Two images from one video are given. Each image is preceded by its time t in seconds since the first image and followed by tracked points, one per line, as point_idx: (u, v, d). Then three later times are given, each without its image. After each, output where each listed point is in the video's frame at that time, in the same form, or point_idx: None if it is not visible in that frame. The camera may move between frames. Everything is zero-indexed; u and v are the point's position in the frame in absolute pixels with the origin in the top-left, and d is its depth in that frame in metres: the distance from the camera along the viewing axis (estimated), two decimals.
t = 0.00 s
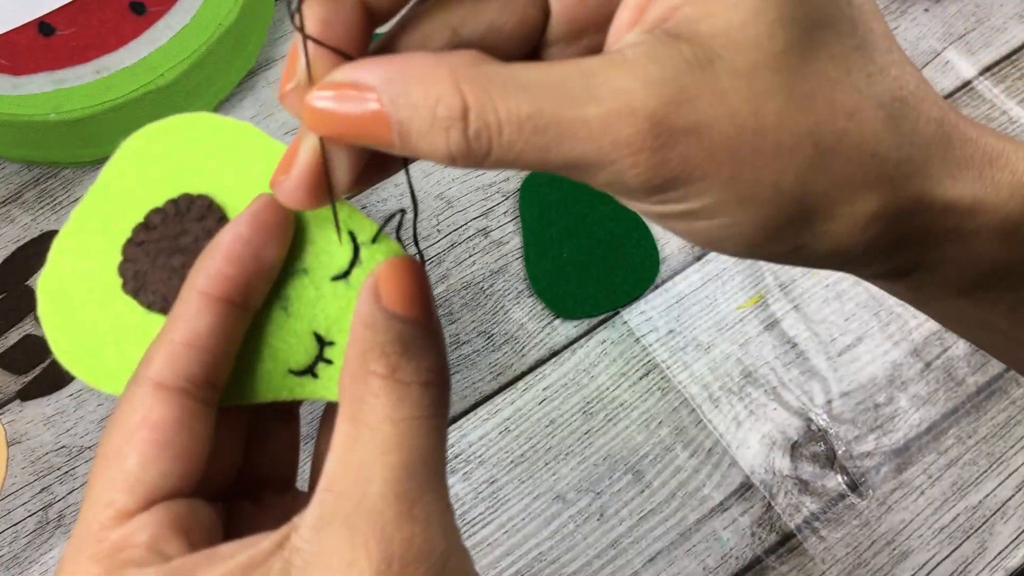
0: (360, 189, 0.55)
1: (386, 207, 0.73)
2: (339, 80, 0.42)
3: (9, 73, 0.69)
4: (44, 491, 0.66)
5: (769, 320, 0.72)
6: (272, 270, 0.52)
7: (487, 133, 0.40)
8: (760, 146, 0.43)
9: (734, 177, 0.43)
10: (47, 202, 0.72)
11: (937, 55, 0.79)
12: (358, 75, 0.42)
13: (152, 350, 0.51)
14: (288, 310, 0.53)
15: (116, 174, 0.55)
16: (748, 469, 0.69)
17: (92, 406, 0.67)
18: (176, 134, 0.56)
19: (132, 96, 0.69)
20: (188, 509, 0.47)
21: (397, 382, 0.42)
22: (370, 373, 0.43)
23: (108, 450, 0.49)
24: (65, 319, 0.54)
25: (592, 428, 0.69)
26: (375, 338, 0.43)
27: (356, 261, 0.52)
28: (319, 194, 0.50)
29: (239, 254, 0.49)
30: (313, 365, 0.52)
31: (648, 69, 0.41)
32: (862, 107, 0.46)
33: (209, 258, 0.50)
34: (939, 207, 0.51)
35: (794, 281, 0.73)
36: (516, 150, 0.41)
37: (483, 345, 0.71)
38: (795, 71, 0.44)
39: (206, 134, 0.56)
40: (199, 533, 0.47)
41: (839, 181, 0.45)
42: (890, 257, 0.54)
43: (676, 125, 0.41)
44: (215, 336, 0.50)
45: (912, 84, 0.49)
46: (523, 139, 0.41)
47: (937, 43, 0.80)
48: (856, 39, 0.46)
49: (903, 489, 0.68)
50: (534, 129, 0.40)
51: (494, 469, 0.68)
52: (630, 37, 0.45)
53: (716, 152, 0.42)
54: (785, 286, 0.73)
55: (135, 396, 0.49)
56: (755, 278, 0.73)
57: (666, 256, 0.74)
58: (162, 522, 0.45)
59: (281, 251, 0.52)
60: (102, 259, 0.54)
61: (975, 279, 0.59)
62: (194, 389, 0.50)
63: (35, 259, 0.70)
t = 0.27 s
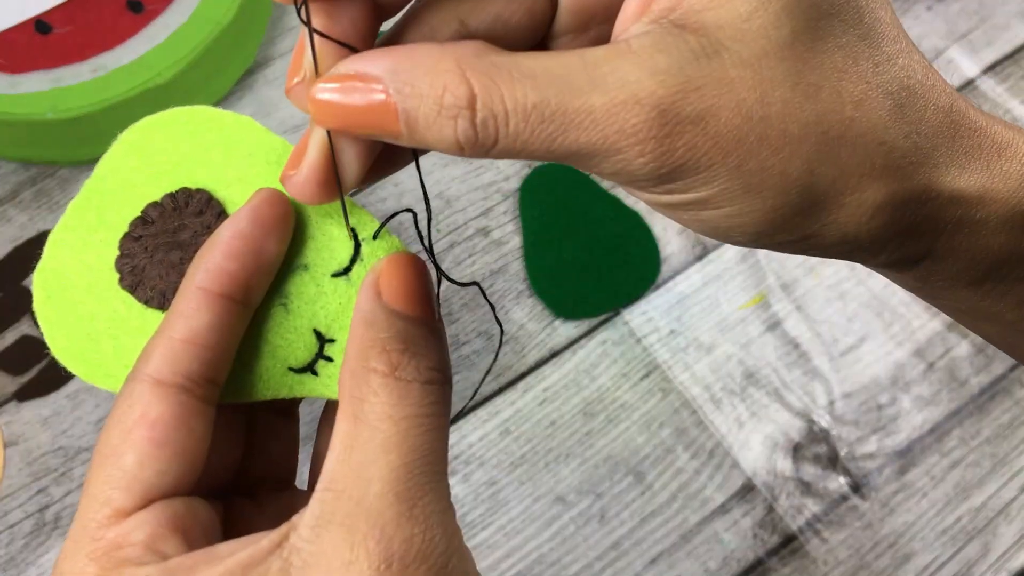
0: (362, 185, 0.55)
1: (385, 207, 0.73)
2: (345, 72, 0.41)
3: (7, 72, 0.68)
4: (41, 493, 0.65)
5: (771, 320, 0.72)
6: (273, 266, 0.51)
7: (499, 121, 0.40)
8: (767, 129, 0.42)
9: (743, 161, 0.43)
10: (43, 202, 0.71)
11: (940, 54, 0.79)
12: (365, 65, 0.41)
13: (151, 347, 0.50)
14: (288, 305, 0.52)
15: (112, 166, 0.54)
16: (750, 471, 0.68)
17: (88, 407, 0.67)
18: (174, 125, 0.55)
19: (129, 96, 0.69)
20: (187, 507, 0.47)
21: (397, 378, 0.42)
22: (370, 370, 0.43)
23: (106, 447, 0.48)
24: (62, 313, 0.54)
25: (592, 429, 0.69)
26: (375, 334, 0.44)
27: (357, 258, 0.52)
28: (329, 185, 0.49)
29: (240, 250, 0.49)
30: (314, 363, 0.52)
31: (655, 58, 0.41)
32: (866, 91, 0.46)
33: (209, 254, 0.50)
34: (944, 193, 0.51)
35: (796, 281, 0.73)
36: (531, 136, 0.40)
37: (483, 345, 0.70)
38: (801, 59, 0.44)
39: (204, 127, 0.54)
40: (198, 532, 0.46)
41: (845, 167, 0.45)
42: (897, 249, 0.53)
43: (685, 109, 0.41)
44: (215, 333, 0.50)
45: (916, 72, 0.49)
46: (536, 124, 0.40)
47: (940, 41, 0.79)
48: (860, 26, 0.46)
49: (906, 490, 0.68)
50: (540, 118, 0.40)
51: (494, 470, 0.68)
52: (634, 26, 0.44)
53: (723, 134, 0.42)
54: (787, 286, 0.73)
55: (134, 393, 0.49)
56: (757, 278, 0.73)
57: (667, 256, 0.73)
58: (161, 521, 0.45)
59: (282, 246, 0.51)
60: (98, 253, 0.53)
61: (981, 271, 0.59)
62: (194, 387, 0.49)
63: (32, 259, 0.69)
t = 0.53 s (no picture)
0: (371, 190, 0.54)
1: (385, 207, 0.73)
2: (350, 78, 0.41)
3: (6, 71, 0.68)
4: (40, 493, 0.65)
5: (772, 320, 0.72)
6: (273, 271, 0.51)
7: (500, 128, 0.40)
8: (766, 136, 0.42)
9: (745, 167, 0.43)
10: (42, 201, 0.71)
11: (941, 53, 0.79)
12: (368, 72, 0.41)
13: (151, 353, 0.50)
14: (288, 310, 0.52)
15: (113, 170, 0.54)
16: (750, 471, 0.68)
17: (87, 407, 0.67)
18: (175, 129, 0.54)
19: (128, 95, 0.68)
20: (188, 513, 0.47)
21: (399, 385, 0.42)
22: (372, 376, 0.43)
23: (105, 454, 0.47)
24: (63, 318, 0.53)
25: (592, 429, 0.69)
26: (378, 341, 0.43)
27: (359, 263, 0.52)
28: (339, 193, 0.49)
29: (241, 255, 0.49)
30: (315, 368, 0.52)
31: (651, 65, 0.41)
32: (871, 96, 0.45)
33: (210, 259, 0.49)
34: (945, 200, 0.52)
35: (796, 281, 0.73)
36: (532, 144, 0.40)
37: (483, 346, 0.70)
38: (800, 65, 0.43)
39: (206, 131, 0.54)
40: (199, 540, 0.46)
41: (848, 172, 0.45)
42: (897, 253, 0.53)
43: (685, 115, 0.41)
44: (216, 339, 0.49)
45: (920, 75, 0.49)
46: (541, 132, 0.40)
47: (941, 41, 0.79)
48: (864, 29, 0.46)
49: (907, 490, 0.68)
50: (542, 123, 0.40)
51: (493, 470, 0.68)
52: (636, 31, 0.44)
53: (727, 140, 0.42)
54: (788, 286, 0.72)
55: (134, 399, 0.48)
56: (757, 278, 0.73)
57: (667, 256, 0.73)
58: (162, 528, 0.44)
59: (283, 252, 0.51)
60: (99, 257, 0.53)
61: (982, 273, 0.59)
62: (195, 392, 0.49)
63: (30, 258, 0.69)
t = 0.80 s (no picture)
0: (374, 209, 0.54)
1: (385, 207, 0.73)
2: (352, 124, 0.42)
3: (6, 71, 0.68)
4: (40, 493, 0.65)
5: (772, 320, 0.72)
6: (276, 276, 0.50)
7: (493, 186, 0.40)
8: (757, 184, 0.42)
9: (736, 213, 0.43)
10: (41, 201, 0.71)
11: (941, 53, 0.79)
12: (368, 118, 0.42)
13: (155, 356, 0.50)
14: (292, 316, 0.52)
15: (115, 172, 0.54)
16: (750, 471, 0.68)
17: (87, 407, 0.67)
18: (178, 132, 0.54)
19: (128, 95, 0.68)
20: (191, 516, 0.47)
21: (400, 389, 0.42)
22: (373, 380, 0.43)
23: (110, 457, 0.48)
24: (64, 320, 0.53)
25: (592, 429, 0.69)
26: (380, 346, 0.43)
27: (362, 271, 0.52)
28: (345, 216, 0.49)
29: (243, 260, 0.48)
30: (318, 372, 0.52)
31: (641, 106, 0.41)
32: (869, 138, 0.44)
33: (212, 264, 0.49)
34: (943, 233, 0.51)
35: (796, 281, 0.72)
36: (520, 198, 0.40)
37: (483, 346, 0.70)
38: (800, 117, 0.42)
39: (209, 134, 0.54)
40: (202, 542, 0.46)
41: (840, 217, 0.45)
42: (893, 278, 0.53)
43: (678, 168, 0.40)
44: (219, 343, 0.49)
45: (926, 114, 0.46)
46: (528, 189, 0.40)
47: (940, 41, 0.79)
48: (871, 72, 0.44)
49: (907, 490, 0.68)
50: (537, 183, 0.39)
51: (494, 470, 0.68)
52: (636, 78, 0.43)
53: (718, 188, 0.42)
54: (788, 286, 0.72)
55: (139, 402, 0.48)
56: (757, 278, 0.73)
57: (667, 256, 0.73)
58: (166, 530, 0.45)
59: (285, 258, 0.50)
60: (101, 260, 0.53)
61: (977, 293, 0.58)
62: (198, 396, 0.49)
63: (30, 258, 0.69)
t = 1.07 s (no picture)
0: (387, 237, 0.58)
1: (385, 206, 0.73)
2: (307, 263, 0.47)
3: (7, 71, 0.68)
4: (40, 493, 0.65)
5: (772, 320, 0.72)
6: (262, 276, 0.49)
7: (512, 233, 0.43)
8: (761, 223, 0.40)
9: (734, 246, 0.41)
10: (42, 201, 0.71)
11: (941, 53, 0.79)
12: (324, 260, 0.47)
13: (143, 356, 0.49)
14: (279, 316, 0.51)
15: (102, 176, 0.53)
16: (751, 471, 0.68)
17: (87, 407, 0.67)
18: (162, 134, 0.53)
19: (127, 95, 0.68)
20: (181, 515, 0.47)
21: (378, 390, 0.42)
22: (353, 381, 0.42)
23: (98, 456, 0.48)
24: (56, 325, 0.53)
25: (592, 429, 0.69)
26: (361, 347, 0.43)
27: (348, 269, 0.51)
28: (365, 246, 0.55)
29: (229, 264, 0.47)
30: (305, 370, 0.52)
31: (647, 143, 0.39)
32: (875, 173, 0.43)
33: (198, 267, 0.48)
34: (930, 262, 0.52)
35: (796, 281, 0.73)
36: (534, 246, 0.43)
37: (482, 346, 0.70)
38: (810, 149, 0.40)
39: (194, 136, 0.53)
40: (190, 540, 0.46)
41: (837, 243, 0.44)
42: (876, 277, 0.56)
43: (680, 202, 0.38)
44: (206, 345, 0.49)
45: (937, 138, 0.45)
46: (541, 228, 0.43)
47: (941, 41, 0.79)
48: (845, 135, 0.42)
49: (907, 491, 0.68)
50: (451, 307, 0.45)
51: (493, 471, 0.68)
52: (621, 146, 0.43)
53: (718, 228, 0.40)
54: (788, 286, 0.72)
55: (126, 402, 0.48)
56: (757, 278, 0.72)
57: (667, 257, 0.73)
58: (150, 529, 0.45)
59: (270, 257, 0.49)
60: (90, 264, 0.53)
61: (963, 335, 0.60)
62: (185, 396, 0.49)
63: (31, 258, 0.69)
